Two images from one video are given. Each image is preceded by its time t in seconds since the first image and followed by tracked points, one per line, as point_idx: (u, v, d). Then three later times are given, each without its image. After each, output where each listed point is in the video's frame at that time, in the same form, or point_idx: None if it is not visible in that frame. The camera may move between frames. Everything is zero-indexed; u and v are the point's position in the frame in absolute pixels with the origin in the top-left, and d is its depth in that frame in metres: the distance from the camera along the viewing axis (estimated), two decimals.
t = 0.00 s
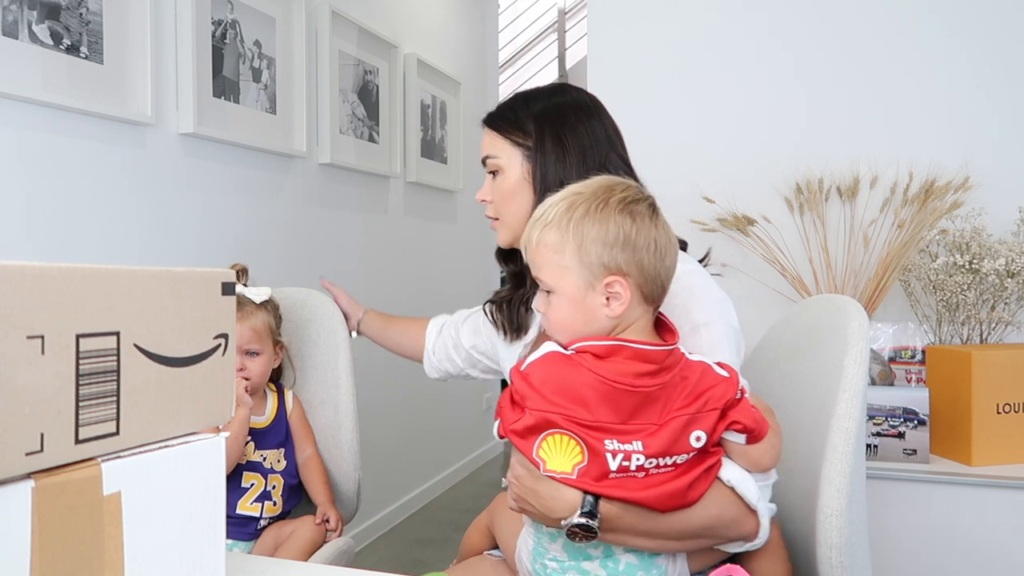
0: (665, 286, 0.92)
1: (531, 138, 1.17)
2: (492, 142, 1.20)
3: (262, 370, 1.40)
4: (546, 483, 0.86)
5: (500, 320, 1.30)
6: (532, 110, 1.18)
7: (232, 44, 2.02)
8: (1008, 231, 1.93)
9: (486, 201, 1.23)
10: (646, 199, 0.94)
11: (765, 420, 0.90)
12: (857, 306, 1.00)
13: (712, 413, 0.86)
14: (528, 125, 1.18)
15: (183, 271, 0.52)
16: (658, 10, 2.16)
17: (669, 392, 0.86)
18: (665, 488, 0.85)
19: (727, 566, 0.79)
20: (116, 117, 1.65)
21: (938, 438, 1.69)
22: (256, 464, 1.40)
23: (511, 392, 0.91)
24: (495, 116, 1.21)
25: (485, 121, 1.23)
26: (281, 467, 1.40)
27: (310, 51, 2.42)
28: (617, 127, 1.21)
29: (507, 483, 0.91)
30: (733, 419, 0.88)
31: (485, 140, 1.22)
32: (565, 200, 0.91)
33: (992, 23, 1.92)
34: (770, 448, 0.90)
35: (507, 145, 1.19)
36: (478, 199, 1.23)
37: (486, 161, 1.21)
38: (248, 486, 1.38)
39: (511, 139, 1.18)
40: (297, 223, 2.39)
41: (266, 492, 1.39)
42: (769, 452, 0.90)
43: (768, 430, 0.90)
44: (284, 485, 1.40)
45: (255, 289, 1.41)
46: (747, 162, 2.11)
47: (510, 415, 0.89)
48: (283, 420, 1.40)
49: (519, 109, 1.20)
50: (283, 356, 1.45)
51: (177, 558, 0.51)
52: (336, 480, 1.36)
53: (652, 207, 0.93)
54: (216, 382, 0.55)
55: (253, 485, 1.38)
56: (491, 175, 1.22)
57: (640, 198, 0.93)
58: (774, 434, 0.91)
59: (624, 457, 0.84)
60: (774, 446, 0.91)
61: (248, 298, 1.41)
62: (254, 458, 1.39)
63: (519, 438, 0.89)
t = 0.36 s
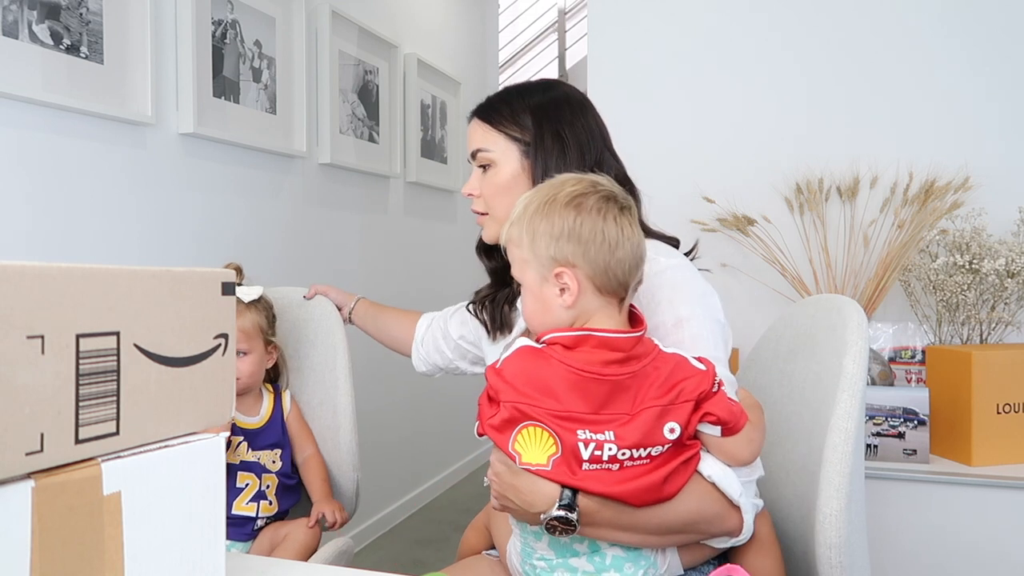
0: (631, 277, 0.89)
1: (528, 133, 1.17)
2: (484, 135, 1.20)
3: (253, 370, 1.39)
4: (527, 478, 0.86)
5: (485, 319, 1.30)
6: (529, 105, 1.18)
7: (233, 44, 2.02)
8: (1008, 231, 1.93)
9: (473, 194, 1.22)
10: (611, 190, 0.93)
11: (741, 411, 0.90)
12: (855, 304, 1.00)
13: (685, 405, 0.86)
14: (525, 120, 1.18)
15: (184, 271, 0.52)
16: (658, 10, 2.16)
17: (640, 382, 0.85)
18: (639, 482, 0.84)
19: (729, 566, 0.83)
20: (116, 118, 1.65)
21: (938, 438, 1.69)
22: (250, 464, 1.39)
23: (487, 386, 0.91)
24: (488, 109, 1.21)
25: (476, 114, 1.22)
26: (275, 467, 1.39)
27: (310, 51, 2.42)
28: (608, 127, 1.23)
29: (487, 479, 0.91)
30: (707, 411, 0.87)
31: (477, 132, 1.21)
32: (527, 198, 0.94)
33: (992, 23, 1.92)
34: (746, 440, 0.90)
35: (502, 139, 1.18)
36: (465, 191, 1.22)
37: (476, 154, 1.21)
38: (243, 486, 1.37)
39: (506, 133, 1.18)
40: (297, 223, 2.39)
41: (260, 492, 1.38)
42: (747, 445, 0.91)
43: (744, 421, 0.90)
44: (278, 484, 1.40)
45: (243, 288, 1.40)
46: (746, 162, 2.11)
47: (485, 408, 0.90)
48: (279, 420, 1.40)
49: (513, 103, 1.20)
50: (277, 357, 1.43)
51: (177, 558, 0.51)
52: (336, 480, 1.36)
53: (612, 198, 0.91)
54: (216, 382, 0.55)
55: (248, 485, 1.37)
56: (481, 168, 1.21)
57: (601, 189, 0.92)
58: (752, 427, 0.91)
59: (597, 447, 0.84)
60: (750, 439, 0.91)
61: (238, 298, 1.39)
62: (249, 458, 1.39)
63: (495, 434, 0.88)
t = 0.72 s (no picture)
0: (637, 290, 0.89)
1: (530, 133, 1.18)
2: (485, 134, 1.19)
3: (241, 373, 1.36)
4: (522, 486, 0.87)
5: (483, 322, 1.30)
6: (531, 105, 1.19)
7: (233, 44, 2.02)
8: (1008, 231, 1.93)
9: (472, 194, 1.21)
10: (620, 199, 0.91)
11: (741, 425, 0.89)
12: (856, 305, 1.00)
13: (685, 420, 0.86)
14: (528, 119, 1.18)
15: (184, 271, 0.52)
16: (657, 10, 2.16)
17: (640, 396, 0.85)
18: (634, 495, 0.85)
19: (730, 566, 0.83)
20: (116, 118, 1.65)
21: (938, 438, 1.69)
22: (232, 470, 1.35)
23: (485, 391, 0.91)
24: (489, 109, 1.21)
25: (476, 113, 1.22)
26: (260, 473, 1.37)
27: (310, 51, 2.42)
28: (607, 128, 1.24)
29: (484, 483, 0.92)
30: (708, 426, 0.87)
31: (477, 131, 1.20)
32: (534, 201, 0.92)
33: (991, 23, 1.92)
34: (745, 454, 0.90)
35: (505, 139, 1.18)
36: (463, 191, 1.22)
37: (476, 153, 1.20)
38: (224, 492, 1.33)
39: (509, 132, 1.18)
40: (297, 223, 2.39)
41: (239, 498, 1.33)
42: (745, 460, 0.91)
43: (744, 436, 0.90)
44: (261, 492, 1.36)
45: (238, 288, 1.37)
46: (746, 162, 2.11)
47: (483, 414, 0.90)
48: (267, 426, 1.38)
49: (515, 103, 1.19)
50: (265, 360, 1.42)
51: (177, 558, 0.51)
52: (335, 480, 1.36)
53: (622, 208, 0.90)
54: (216, 382, 0.55)
55: (230, 492, 1.33)
56: (481, 168, 1.20)
57: (611, 198, 0.91)
58: (752, 441, 0.91)
59: (593, 460, 0.84)
60: (750, 452, 0.91)
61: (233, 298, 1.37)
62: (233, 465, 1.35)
63: (491, 441, 0.88)
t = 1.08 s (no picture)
0: (658, 291, 0.90)
1: (548, 132, 1.18)
2: (502, 134, 1.19)
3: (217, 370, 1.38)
4: (539, 485, 0.87)
5: (495, 321, 1.30)
6: (548, 104, 1.19)
7: (233, 44, 2.02)
8: (1008, 231, 1.93)
9: (489, 193, 1.21)
10: (637, 200, 0.91)
11: (759, 430, 0.89)
12: (856, 306, 1.00)
13: (705, 424, 0.86)
14: (545, 118, 1.18)
15: (184, 271, 0.52)
16: (657, 11, 2.16)
17: (661, 399, 0.85)
18: (653, 496, 0.85)
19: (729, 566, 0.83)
20: (116, 118, 1.65)
21: (938, 438, 1.69)
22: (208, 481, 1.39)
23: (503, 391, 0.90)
24: (504, 108, 1.20)
25: (491, 112, 1.21)
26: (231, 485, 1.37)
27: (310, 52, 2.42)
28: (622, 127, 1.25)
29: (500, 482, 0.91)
30: (727, 430, 0.87)
31: (493, 130, 1.20)
32: (550, 207, 0.91)
33: (991, 23, 1.92)
34: (763, 458, 0.90)
35: (523, 138, 1.18)
36: (479, 190, 1.21)
37: (492, 153, 1.20)
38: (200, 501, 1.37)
39: (526, 131, 1.18)
40: (297, 223, 2.39)
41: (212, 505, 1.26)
42: (762, 465, 0.91)
43: (762, 441, 0.90)
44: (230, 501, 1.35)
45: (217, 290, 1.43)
46: (746, 163, 2.11)
47: (501, 414, 0.89)
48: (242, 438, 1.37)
49: (531, 101, 1.19)
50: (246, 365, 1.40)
51: (177, 558, 0.51)
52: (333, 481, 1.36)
53: (640, 209, 0.90)
54: (215, 382, 0.55)
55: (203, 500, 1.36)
56: (497, 167, 1.20)
57: (629, 200, 0.90)
58: (769, 446, 0.91)
59: (614, 462, 0.84)
60: (767, 457, 0.90)
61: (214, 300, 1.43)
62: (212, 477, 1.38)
63: (510, 440, 0.88)
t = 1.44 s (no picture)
0: (697, 293, 0.90)
1: (573, 131, 1.18)
2: (528, 132, 1.19)
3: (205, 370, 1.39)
4: (564, 482, 0.86)
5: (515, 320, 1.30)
6: (573, 103, 1.19)
7: (233, 44, 2.02)
8: (1008, 231, 1.93)
9: (512, 191, 1.21)
10: (679, 200, 0.92)
11: (787, 438, 0.90)
12: (857, 307, 0.99)
13: (734, 429, 0.86)
14: (570, 117, 1.18)
15: (184, 271, 0.52)
16: (657, 10, 2.16)
17: (693, 403, 0.85)
18: (679, 497, 0.85)
19: (728, 566, 0.82)
20: (116, 117, 1.65)
21: (938, 438, 1.69)
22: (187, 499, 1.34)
23: (533, 386, 0.90)
24: (529, 106, 1.20)
25: (515, 110, 1.21)
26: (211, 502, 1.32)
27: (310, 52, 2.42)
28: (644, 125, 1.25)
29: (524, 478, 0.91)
30: (756, 436, 0.88)
31: (519, 129, 1.19)
32: (594, 203, 0.90)
33: (990, 23, 1.92)
34: (788, 466, 0.91)
35: (547, 137, 1.18)
36: (502, 189, 1.21)
37: (517, 151, 1.19)
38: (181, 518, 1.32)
39: (551, 130, 1.18)
40: (297, 223, 2.39)
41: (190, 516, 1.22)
42: (786, 472, 0.91)
43: (788, 449, 0.90)
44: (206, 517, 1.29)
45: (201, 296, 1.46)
46: (747, 163, 2.11)
47: (530, 409, 0.89)
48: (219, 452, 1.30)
49: (555, 100, 1.19)
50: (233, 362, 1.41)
51: (177, 558, 0.51)
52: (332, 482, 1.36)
53: (684, 210, 0.90)
54: (216, 382, 0.55)
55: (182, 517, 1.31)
56: (521, 166, 1.20)
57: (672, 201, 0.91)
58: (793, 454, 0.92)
59: (643, 463, 0.84)
60: (792, 465, 0.91)
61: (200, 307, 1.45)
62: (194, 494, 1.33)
63: (538, 435, 0.87)
